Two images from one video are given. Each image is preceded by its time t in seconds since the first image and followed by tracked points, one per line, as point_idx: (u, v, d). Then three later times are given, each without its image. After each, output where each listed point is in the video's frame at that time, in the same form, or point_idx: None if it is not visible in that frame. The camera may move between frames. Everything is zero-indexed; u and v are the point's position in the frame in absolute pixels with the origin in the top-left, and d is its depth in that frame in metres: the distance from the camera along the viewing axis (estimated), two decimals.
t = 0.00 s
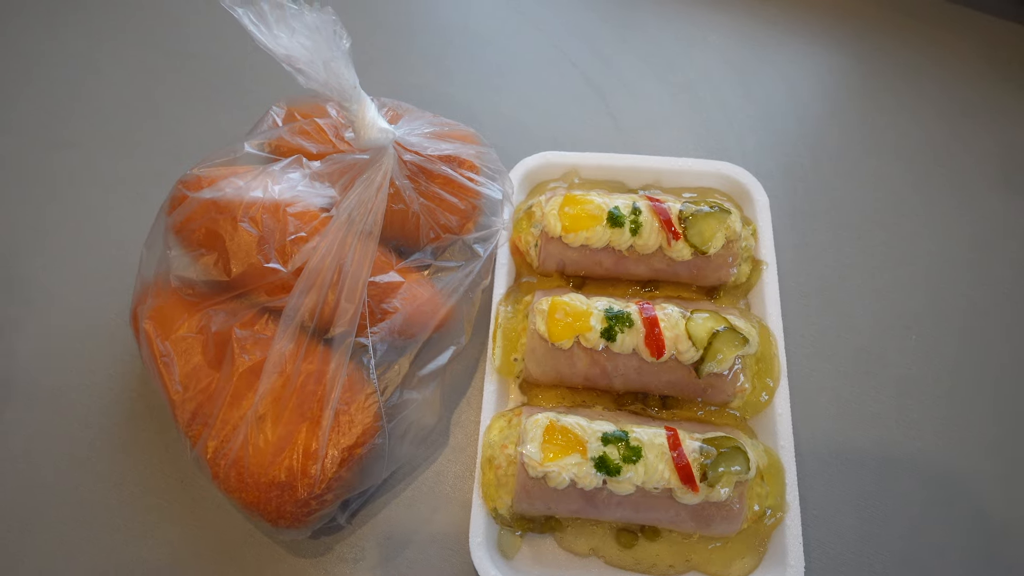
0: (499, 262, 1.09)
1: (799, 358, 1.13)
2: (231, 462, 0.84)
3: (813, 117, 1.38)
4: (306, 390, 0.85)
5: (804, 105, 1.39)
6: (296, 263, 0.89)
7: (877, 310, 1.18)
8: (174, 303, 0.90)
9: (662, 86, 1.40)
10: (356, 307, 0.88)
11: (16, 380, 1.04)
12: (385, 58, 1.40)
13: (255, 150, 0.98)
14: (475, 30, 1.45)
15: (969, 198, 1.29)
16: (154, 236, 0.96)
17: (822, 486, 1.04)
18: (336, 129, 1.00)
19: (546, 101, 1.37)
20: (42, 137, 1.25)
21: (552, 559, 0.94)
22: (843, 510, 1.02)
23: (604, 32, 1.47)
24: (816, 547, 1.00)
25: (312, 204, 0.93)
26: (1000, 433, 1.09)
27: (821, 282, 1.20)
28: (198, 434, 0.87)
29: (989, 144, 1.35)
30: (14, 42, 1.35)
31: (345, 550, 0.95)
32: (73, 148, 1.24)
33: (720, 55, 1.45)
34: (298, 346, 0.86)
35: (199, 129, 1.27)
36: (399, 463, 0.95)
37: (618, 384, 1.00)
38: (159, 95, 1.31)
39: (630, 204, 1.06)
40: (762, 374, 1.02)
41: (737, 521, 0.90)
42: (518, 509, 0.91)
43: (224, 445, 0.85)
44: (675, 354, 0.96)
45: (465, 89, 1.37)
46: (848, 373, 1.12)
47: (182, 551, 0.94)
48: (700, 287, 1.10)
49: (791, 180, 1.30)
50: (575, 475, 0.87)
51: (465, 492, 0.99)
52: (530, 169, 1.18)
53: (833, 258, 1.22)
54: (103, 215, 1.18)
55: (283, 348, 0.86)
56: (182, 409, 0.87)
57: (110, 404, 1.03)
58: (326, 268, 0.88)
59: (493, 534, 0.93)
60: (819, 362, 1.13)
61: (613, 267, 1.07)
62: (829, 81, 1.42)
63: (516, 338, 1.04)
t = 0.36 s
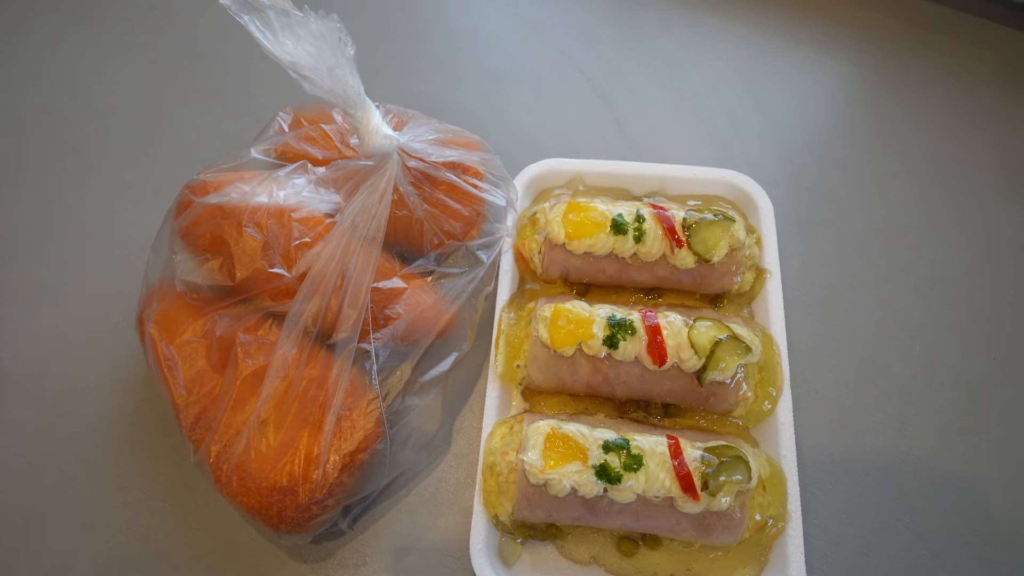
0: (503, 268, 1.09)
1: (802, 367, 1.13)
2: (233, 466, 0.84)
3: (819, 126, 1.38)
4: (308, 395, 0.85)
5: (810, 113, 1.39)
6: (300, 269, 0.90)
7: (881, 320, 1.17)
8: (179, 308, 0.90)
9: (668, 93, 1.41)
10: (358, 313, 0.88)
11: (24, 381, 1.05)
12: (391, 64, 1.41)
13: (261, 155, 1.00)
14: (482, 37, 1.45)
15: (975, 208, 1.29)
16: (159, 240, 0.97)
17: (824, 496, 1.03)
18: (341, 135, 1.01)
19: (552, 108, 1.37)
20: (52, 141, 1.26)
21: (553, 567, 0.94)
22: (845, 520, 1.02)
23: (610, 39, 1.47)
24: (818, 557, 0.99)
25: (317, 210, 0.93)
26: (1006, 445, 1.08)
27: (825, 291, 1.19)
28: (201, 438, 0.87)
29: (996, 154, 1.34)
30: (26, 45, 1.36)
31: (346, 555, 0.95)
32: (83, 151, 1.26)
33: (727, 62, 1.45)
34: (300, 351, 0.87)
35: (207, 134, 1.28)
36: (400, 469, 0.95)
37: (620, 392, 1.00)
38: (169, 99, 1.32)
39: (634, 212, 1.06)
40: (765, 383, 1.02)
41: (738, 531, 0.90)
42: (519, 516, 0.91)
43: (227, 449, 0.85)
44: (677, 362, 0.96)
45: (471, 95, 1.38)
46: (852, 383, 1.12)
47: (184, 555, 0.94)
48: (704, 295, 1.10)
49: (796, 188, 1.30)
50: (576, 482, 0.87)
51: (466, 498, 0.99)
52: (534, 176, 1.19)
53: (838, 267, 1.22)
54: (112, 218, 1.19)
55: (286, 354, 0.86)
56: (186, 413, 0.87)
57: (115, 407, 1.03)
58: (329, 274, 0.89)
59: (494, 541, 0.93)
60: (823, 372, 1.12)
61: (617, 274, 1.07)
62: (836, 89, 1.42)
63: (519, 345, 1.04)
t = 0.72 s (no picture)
0: (508, 275, 1.09)
1: (809, 373, 1.12)
2: (237, 473, 0.84)
3: (825, 130, 1.37)
4: (312, 402, 0.85)
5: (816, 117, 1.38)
6: (304, 275, 0.90)
7: (889, 326, 1.16)
8: (184, 315, 0.91)
9: (673, 98, 1.40)
10: (362, 319, 0.88)
11: (30, 388, 1.05)
12: (397, 71, 1.41)
13: (266, 163, 1.00)
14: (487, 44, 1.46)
15: (985, 212, 1.28)
16: (165, 247, 0.97)
17: (832, 504, 1.02)
18: (346, 142, 1.01)
19: (557, 114, 1.38)
20: (61, 150, 1.27)
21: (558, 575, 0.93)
22: (854, 528, 1.01)
23: (616, 45, 1.47)
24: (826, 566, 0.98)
25: (322, 217, 0.94)
26: (1018, 452, 1.06)
27: (832, 297, 1.18)
28: (205, 445, 0.87)
29: (1005, 158, 1.33)
30: (38, 55, 1.38)
31: (350, 563, 0.95)
32: (92, 159, 1.27)
33: (732, 68, 1.44)
34: (304, 358, 0.87)
35: (215, 142, 1.29)
36: (404, 476, 0.95)
37: (625, 399, 0.99)
38: (177, 107, 1.33)
39: (639, 217, 1.06)
40: (771, 390, 1.01)
41: (745, 539, 0.89)
42: (524, 524, 0.90)
43: (231, 456, 0.85)
44: (683, 368, 0.95)
45: (477, 102, 1.38)
46: (860, 389, 1.10)
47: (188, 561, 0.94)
48: (710, 300, 1.09)
49: (802, 193, 1.29)
50: (581, 489, 0.87)
51: (470, 505, 0.99)
52: (539, 182, 1.18)
53: (845, 272, 1.21)
54: (120, 226, 1.20)
55: (290, 360, 0.86)
56: (190, 420, 0.88)
57: (120, 412, 1.04)
58: (332, 280, 0.89)
59: (498, 549, 0.92)
60: (831, 378, 1.11)
61: (622, 280, 1.06)
62: (842, 93, 1.41)
63: (523, 351, 1.04)
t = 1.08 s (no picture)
0: (498, 274, 1.06)
1: (809, 376, 1.08)
2: (214, 478, 0.82)
3: (827, 127, 1.33)
4: (291, 404, 0.83)
5: (818, 114, 1.35)
6: (286, 274, 0.88)
7: (893, 328, 1.13)
8: (163, 314, 0.88)
9: (671, 95, 1.37)
10: (343, 319, 0.86)
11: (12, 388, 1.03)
12: (390, 68, 1.39)
13: (251, 159, 0.97)
14: (482, 40, 1.43)
15: (993, 211, 1.24)
16: (146, 245, 0.95)
17: (831, 511, 0.99)
18: (333, 138, 0.99)
19: (552, 110, 1.35)
20: (49, 147, 1.26)
21: None
22: (853, 537, 0.97)
23: (613, 41, 1.44)
24: None
25: (305, 214, 0.91)
26: None
27: (834, 298, 1.15)
28: (183, 448, 0.85)
29: (1015, 155, 1.29)
30: (30, 51, 1.37)
31: (333, 570, 0.93)
32: (81, 156, 1.25)
33: (733, 63, 1.41)
34: (284, 358, 0.85)
35: (205, 141, 1.28)
36: (388, 480, 0.93)
37: (617, 403, 0.96)
38: (170, 105, 1.32)
39: (633, 215, 1.03)
40: (768, 394, 0.98)
41: (739, 548, 0.86)
42: (510, 531, 0.88)
43: (208, 460, 0.83)
44: (676, 371, 0.92)
45: (471, 98, 1.36)
46: (862, 393, 1.07)
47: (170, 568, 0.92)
48: (706, 301, 1.06)
49: (803, 191, 1.26)
50: (569, 496, 0.84)
51: (457, 511, 0.96)
52: (532, 179, 1.15)
53: (847, 272, 1.17)
54: (107, 223, 1.18)
55: (269, 361, 0.84)
56: (168, 422, 0.85)
57: (102, 413, 1.02)
58: (314, 279, 0.86)
59: (484, 556, 0.90)
60: (831, 381, 1.08)
61: (615, 280, 1.03)
62: (847, 89, 1.38)
63: (513, 352, 1.01)
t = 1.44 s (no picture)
0: (489, 273, 1.06)
1: (801, 371, 1.08)
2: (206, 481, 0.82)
3: (817, 122, 1.34)
4: (283, 406, 0.83)
5: (808, 109, 1.35)
6: (276, 276, 0.88)
7: (884, 322, 1.13)
8: (153, 318, 0.88)
9: (661, 91, 1.37)
10: (333, 321, 0.86)
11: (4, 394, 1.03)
12: (380, 67, 1.39)
13: (239, 162, 0.97)
14: (471, 38, 1.43)
15: (984, 204, 1.24)
16: (136, 249, 0.95)
17: (824, 506, 0.99)
18: (321, 139, 0.99)
19: (542, 108, 1.35)
20: (37, 151, 1.25)
21: None
22: (847, 531, 0.97)
23: (603, 38, 1.44)
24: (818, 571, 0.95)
25: (295, 215, 0.91)
26: (1018, 452, 1.03)
27: (826, 293, 1.15)
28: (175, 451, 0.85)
29: (1005, 149, 1.30)
30: (18, 57, 1.36)
31: (328, 571, 0.92)
32: (71, 160, 1.25)
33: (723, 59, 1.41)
34: (274, 360, 0.84)
35: (194, 142, 1.27)
36: (381, 481, 0.93)
37: (609, 400, 0.96)
38: (158, 109, 1.31)
39: (623, 212, 1.03)
40: (761, 389, 0.98)
41: (732, 544, 0.86)
42: (504, 530, 0.88)
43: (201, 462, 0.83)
44: (668, 368, 0.92)
45: (461, 97, 1.36)
46: (855, 387, 1.07)
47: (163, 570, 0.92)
48: (698, 297, 1.06)
49: (793, 186, 1.26)
50: (562, 494, 0.84)
51: (451, 511, 0.96)
52: (522, 178, 1.15)
53: (839, 267, 1.18)
54: (98, 228, 1.18)
55: (260, 364, 0.84)
56: (160, 426, 0.85)
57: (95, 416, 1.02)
58: (303, 281, 0.86)
59: (478, 555, 0.90)
60: (823, 376, 1.08)
61: (606, 278, 1.03)
62: (837, 84, 1.38)
63: (505, 351, 1.01)
